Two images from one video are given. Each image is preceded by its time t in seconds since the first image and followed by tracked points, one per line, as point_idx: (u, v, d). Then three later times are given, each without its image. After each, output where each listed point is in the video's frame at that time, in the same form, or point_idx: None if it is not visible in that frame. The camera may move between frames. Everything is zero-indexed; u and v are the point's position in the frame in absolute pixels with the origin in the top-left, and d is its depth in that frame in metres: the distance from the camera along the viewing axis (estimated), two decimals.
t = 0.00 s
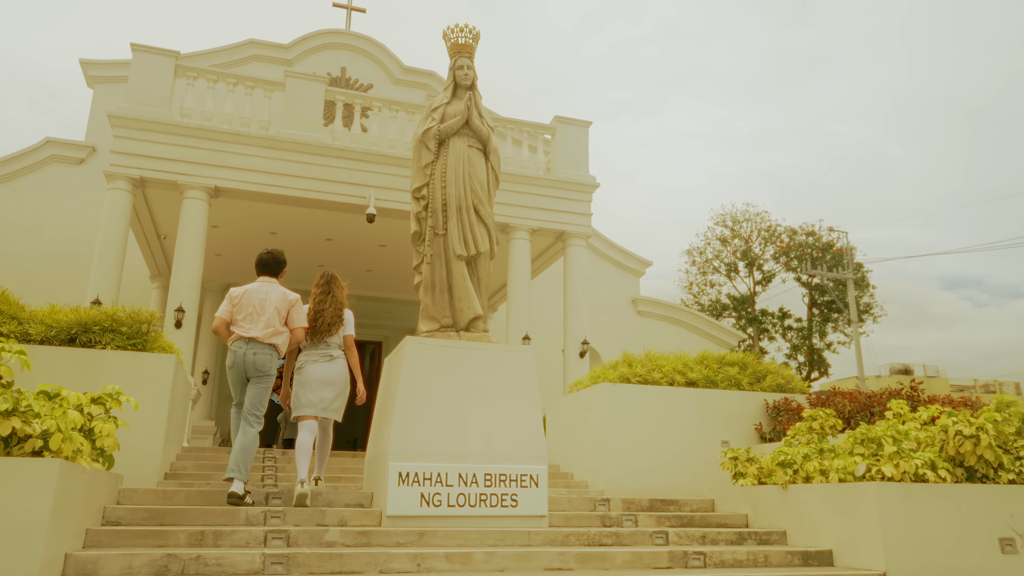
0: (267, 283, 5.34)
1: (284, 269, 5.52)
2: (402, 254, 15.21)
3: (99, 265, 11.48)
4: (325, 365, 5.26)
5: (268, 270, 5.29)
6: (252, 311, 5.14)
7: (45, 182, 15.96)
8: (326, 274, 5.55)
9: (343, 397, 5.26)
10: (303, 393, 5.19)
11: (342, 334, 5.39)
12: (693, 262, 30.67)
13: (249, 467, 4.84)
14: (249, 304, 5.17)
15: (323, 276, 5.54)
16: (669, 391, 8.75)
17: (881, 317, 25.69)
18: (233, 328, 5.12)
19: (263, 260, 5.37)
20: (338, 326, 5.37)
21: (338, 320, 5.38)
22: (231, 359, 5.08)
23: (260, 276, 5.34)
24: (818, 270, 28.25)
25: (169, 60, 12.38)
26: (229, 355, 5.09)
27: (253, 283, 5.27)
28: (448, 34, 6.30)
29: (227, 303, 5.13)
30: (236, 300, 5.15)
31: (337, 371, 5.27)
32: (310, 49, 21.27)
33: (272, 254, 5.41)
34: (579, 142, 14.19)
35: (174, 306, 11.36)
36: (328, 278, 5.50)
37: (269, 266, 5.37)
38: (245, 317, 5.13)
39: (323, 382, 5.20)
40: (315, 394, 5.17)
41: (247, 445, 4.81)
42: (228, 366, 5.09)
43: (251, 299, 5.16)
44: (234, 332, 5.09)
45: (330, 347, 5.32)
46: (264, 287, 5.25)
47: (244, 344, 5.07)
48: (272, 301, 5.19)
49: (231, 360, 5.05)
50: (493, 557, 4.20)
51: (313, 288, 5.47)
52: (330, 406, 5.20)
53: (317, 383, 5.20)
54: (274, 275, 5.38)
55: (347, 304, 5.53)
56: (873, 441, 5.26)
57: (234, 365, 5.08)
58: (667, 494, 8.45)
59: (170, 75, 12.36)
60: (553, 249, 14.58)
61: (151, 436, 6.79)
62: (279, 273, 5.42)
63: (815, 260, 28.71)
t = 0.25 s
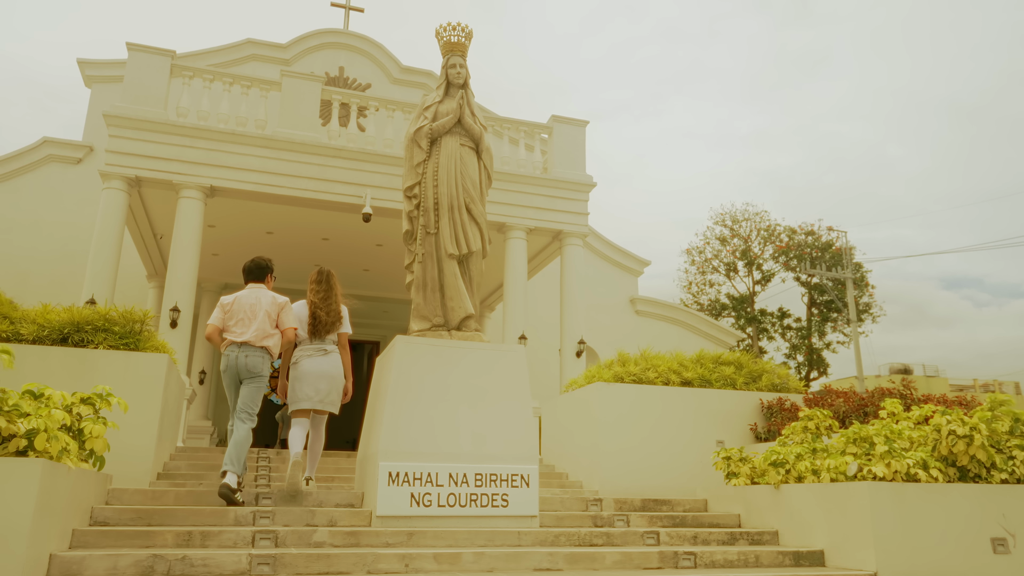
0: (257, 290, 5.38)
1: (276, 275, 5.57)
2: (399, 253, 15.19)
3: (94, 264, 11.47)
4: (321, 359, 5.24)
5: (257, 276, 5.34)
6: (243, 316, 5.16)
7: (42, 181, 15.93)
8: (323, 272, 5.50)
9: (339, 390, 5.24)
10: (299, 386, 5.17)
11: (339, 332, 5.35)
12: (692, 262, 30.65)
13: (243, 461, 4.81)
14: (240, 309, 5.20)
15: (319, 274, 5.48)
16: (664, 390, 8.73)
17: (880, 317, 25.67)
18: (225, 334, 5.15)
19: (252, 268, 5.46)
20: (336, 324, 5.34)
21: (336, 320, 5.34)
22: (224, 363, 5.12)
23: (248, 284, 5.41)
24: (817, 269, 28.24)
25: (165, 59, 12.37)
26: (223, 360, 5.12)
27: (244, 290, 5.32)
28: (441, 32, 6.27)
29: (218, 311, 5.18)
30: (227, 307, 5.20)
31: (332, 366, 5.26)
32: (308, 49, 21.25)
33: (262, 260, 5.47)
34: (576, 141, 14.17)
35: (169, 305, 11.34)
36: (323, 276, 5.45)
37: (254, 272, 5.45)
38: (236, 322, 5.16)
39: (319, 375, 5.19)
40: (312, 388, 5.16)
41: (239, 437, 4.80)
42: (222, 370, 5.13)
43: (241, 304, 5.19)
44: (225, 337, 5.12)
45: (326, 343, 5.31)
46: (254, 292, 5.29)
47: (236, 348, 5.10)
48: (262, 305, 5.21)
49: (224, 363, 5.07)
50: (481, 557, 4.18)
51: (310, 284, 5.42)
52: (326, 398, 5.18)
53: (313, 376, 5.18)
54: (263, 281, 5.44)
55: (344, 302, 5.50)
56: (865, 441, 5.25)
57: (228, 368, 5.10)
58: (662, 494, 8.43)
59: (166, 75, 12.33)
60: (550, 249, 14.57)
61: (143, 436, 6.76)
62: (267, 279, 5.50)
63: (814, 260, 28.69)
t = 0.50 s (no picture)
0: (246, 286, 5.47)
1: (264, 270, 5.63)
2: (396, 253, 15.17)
3: (89, 264, 11.45)
4: (315, 357, 5.21)
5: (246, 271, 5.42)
6: (234, 311, 5.26)
7: (39, 181, 15.92)
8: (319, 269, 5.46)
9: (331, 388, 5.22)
10: (292, 383, 5.16)
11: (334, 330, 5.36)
12: (691, 262, 30.63)
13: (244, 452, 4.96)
14: (231, 305, 5.30)
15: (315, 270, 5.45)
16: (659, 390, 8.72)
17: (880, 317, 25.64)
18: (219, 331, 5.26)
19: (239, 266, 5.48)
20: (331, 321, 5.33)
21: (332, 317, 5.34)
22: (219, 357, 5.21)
23: (237, 280, 5.46)
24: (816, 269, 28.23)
25: (160, 58, 12.35)
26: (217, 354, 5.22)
27: (233, 287, 5.41)
28: (433, 31, 6.24)
29: (210, 310, 5.29)
30: (218, 304, 5.30)
31: (325, 364, 5.23)
32: (306, 49, 21.23)
33: (250, 259, 5.49)
34: (572, 141, 14.15)
35: (165, 305, 11.33)
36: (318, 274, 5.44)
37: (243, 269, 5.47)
38: (228, 317, 5.26)
39: (311, 373, 5.16)
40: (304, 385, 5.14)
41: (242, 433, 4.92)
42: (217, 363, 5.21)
43: (231, 300, 5.30)
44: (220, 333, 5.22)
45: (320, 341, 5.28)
46: (242, 287, 5.38)
47: (231, 341, 5.20)
48: (251, 299, 5.31)
49: (219, 357, 5.18)
50: (470, 557, 4.16)
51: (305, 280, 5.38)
52: (318, 396, 5.16)
53: (306, 374, 5.16)
54: (251, 277, 5.51)
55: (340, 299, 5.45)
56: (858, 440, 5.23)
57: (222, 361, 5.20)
58: (657, 494, 8.41)
59: (161, 74, 12.31)
60: (547, 248, 14.56)
61: (136, 436, 6.75)
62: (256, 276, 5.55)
63: (813, 259, 28.67)
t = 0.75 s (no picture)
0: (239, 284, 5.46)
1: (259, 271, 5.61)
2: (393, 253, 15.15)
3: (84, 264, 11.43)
4: (307, 360, 5.20)
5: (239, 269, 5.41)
6: (227, 309, 5.25)
7: (35, 181, 15.90)
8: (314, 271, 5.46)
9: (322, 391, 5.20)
10: (283, 384, 5.14)
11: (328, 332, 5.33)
12: (690, 261, 30.60)
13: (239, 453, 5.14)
14: (223, 303, 5.29)
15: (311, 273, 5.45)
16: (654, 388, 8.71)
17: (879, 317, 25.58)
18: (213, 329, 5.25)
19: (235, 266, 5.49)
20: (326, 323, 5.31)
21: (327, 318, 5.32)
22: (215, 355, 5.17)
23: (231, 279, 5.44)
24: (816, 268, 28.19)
25: (156, 58, 12.33)
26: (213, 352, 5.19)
27: (226, 287, 5.40)
28: (424, 29, 6.22)
29: (204, 310, 5.29)
30: (211, 303, 5.29)
31: (317, 366, 5.22)
32: (303, 48, 21.21)
33: (245, 258, 5.50)
34: (569, 140, 14.12)
35: (160, 305, 11.30)
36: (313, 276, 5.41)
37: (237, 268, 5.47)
38: (222, 315, 5.24)
39: (303, 375, 5.14)
40: (295, 386, 5.12)
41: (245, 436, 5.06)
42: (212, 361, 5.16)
43: (223, 298, 5.29)
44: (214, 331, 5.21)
45: (312, 344, 5.27)
46: (234, 286, 5.37)
47: (226, 339, 5.19)
48: (244, 297, 5.31)
49: (216, 355, 5.15)
50: (458, 557, 4.14)
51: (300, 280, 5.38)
52: (308, 397, 5.14)
53: (297, 375, 5.14)
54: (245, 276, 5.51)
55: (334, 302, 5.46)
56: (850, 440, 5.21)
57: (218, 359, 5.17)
58: (652, 493, 8.39)
59: (157, 73, 12.29)
60: (543, 248, 14.54)
61: (128, 436, 6.73)
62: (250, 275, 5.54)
63: (813, 259, 28.64)
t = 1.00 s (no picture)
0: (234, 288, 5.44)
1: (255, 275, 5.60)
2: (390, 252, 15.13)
3: (79, 263, 11.41)
4: (299, 365, 5.19)
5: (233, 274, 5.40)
6: (221, 313, 5.23)
7: (32, 181, 15.89)
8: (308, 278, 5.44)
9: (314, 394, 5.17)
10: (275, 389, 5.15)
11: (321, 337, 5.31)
12: (689, 261, 30.58)
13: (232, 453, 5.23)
14: (217, 308, 5.26)
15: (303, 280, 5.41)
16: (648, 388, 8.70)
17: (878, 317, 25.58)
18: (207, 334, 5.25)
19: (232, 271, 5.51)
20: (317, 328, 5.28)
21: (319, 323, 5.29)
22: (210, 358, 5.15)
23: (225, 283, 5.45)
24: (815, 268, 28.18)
25: (152, 57, 12.31)
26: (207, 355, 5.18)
27: (221, 291, 5.38)
28: (417, 29, 6.20)
29: (199, 315, 5.29)
30: (206, 308, 5.27)
31: (309, 371, 5.20)
32: (301, 48, 21.20)
33: (242, 263, 5.50)
34: (565, 140, 14.11)
35: (155, 305, 11.29)
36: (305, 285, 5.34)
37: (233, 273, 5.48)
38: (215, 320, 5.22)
39: (294, 380, 5.14)
40: (286, 391, 5.11)
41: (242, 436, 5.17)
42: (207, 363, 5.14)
43: (217, 303, 5.26)
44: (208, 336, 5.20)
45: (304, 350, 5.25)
46: (229, 290, 5.36)
47: (221, 343, 5.17)
48: (237, 301, 5.28)
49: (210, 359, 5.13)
50: (446, 557, 4.13)
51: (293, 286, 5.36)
52: (299, 402, 5.13)
53: (289, 380, 5.14)
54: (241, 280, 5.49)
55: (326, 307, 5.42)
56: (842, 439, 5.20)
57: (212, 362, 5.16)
58: (646, 493, 8.37)
59: (153, 73, 12.28)
60: (540, 248, 14.53)
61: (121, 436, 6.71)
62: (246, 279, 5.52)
63: (812, 259, 28.62)
